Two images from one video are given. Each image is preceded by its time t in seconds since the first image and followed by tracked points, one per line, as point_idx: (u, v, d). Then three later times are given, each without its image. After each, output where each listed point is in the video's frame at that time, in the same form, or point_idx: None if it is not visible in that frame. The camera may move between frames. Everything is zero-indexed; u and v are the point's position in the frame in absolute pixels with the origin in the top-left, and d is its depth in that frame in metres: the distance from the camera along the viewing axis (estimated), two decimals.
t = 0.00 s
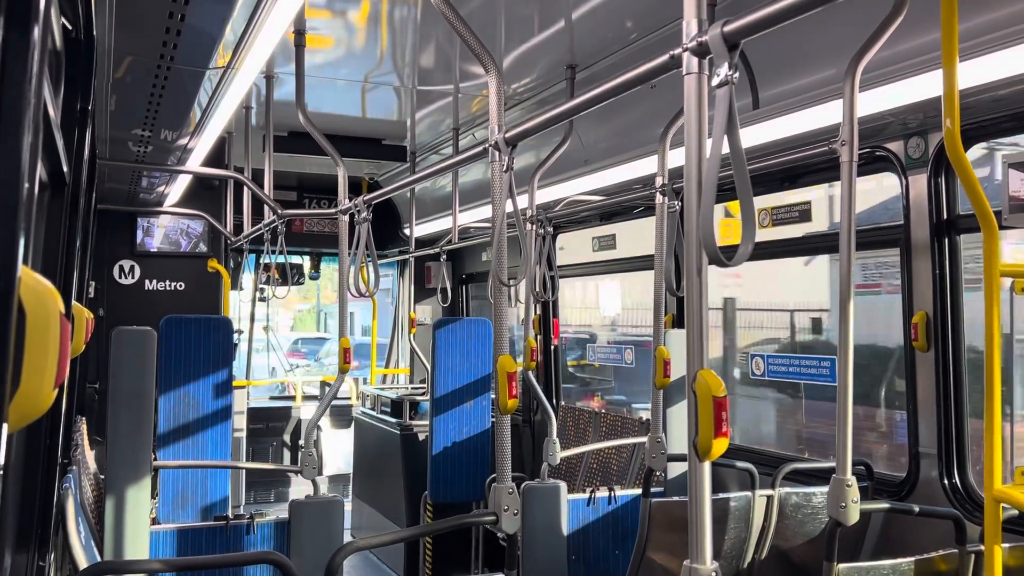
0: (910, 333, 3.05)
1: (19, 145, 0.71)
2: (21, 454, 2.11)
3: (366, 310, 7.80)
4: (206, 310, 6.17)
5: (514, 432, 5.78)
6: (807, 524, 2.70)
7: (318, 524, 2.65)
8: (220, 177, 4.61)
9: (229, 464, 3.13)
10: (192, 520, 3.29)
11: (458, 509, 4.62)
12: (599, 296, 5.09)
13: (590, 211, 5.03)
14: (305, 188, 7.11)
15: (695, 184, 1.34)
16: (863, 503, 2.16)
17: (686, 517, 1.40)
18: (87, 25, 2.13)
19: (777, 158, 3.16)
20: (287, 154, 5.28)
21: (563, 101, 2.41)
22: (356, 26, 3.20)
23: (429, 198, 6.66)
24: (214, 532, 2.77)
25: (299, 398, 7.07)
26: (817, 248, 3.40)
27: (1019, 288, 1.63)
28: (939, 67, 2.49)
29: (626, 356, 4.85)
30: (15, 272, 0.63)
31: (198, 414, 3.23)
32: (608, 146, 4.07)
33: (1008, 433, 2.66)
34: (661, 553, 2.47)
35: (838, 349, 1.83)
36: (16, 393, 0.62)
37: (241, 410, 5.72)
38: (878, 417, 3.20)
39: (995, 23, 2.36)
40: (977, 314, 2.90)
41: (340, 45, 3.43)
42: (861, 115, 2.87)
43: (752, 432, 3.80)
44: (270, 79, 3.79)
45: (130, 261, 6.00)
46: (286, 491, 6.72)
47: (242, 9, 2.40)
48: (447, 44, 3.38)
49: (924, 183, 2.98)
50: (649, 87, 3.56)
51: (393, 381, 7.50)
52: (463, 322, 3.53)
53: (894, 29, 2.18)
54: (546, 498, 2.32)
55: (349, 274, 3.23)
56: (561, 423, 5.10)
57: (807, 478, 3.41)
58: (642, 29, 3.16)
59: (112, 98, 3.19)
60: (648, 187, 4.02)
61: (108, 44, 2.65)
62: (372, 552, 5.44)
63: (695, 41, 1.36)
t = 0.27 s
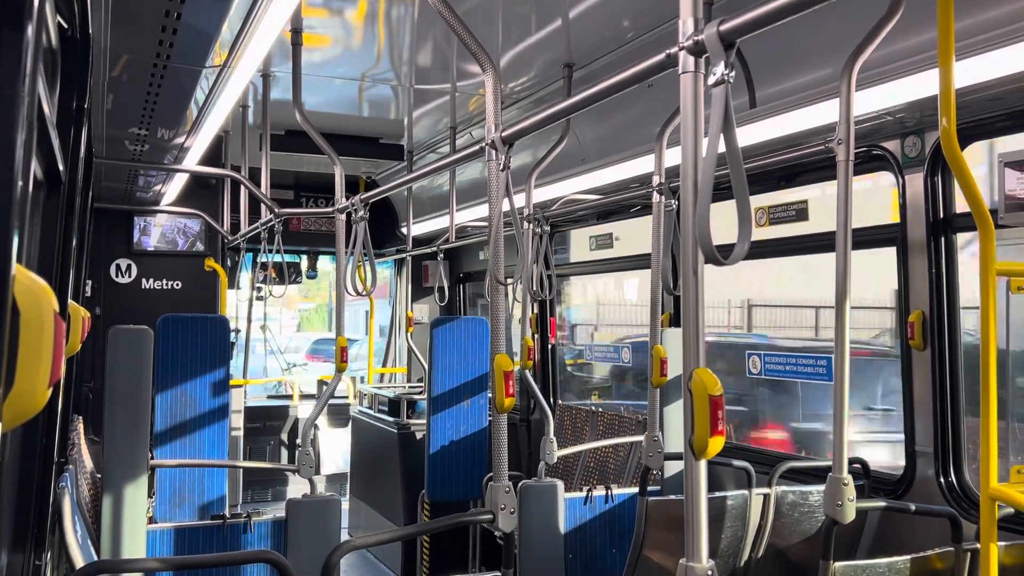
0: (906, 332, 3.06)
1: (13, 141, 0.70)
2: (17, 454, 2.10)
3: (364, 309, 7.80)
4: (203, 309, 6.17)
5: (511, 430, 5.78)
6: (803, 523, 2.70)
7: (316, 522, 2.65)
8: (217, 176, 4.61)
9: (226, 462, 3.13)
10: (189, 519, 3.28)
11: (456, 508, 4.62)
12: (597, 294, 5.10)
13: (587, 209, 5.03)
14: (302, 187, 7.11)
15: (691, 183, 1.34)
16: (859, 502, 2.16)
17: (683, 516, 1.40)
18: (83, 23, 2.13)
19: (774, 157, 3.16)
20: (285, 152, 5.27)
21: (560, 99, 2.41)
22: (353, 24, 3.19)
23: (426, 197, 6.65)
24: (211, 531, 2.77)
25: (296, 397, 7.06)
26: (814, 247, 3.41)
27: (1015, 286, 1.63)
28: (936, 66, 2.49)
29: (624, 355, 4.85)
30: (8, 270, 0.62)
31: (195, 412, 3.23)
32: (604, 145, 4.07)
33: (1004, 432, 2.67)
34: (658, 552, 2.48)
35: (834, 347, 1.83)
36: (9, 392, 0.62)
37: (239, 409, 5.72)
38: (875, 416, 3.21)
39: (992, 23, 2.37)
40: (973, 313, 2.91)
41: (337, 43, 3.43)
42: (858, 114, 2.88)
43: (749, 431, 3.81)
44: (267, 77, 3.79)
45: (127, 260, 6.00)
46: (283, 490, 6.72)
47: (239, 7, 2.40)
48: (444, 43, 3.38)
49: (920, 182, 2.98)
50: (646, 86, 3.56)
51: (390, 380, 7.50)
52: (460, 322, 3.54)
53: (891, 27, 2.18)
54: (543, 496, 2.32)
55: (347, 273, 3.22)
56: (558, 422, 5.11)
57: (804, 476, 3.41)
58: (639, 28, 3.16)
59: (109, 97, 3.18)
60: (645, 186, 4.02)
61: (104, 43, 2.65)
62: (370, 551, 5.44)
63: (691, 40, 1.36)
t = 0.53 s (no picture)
0: (905, 331, 3.06)
1: (12, 140, 0.70)
2: (15, 455, 2.10)
3: (362, 309, 7.79)
4: (201, 309, 6.16)
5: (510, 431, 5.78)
6: (802, 522, 2.71)
7: (315, 523, 2.64)
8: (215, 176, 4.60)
9: (225, 462, 3.13)
10: (187, 520, 3.28)
11: (455, 508, 4.62)
12: (595, 294, 5.09)
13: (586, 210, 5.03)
14: (300, 187, 7.10)
15: (690, 183, 1.34)
16: (859, 502, 2.16)
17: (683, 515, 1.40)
18: (80, 23, 2.12)
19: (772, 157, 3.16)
20: (283, 153, 5.27)
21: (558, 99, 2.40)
22: (351, 24, 3.19)
23: (425, 197, 6.65)
24: (210, 532, 2.77)
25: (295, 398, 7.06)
26: (812, 247, 3.41)
27: (1014, 285, 1.63)
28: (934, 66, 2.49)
29: (623, 355, 4.85)
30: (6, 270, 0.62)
31: (193, 413, 3.22)
32: (603, 145, 4.07)
33: (1003, 431, 2.67)
34: (657, 552, 2.48)
35: (833, 346, 1.83)
36: (8, 393, 0.61)
37: (237, 410, 5.71)
38: (874, 416, 3.21)
39: (990, 22, 2.37)
40: (971, 312, 2.91)
41: (335, 44, 3.43)
42: (856, 113, 2.88)
43: (747, 431, 3.81)
44: (265, 78, 3.78)
45: (125, 261, 5.99)
46: (282, 491, 6.71)
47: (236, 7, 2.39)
48: (442, 43, 3.38)
49: (919, 181, 2.99)
50: (644, 86, 3.57)
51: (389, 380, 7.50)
52: (459, 322, 3.53)
53: (889, 27, 2.18)
54: (542, 496, 2.32)
55: (344, 273, 3.21)
56: (557, 422, 5.10)
57: (802, 476, 3.41)
58: (637, 28, 3.16)
59: (106, 97, 3.18)
60: (643, 185, 4.02)
61: (101, 43, 2.65)
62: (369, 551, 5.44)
63: (689, 39, 1.36)
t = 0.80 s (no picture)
0: (904, 330, 3.06)
1: (13, 142, 0.70)
2: (15, 456, 2.10)
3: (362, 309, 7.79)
4: (200, 309, 6.16)
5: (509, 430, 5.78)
6: (802, 522, 2.71)
7: (315, 523, 2.64)
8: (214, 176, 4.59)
9: (224, 462, 3.13)
10: (187, 520, 3.28)
11: (455, 508, 4.63)
12: (595, 294, 5.09)
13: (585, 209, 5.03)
14: (300, 187, 7.10)
15: (689, 183, 1.34)
16: (858, 501, 2.16)
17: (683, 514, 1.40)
18: (79, 24, 2.12)
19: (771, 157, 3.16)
20: (282, 153, 5.27)
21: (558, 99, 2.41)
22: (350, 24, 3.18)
23: (424, 196, 6.65)
24: (210, 532, 2.77)
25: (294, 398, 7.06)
26: (811, 246, 3.41)
27: (1013, 284, 1.63)
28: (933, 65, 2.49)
29: (622, 355, 4.85)
30: (7, 271, 0.62)
31: (192, 413, 3.22)
32: (602, 145, 4.07)
33: (1002, 430, 2.67)
34: (657, 552, 2.48)
35: (833, 345, 1.83)
36: (9, 394, 0.62)
37: (237, 410, 5.71)
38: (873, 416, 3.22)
39: (988, 21, 2.37)
40: (970, 312, 2.91)
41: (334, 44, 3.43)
42: (855, 113, 2.88)
43: (747, 430, 3.81)
44: (264, 78, 3.78)
45: (125, 261, 5.99)
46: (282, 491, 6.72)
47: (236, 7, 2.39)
48: (441, 42, 3.38)
49: (918, 181, 2.99)
50: (644, 85, 3.57)
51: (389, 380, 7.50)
52: (459, 322, 3.52)
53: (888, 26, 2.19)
54: (542, 496, 2.32)
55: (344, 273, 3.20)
56: (556, 422, 5.10)
57: (802, 475, 3.42)
58: (636, 27, 3.16)
59: (106, 97, 3.18)
60: (642, 185, 4.02)
61: (100, 44, 2.65)
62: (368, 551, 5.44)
63: (688, 39, 1.36)
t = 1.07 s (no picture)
0: (905, 329, 3.06)
1: (13, 141, 0.69)
2: (16, 455, 2.10)
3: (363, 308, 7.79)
4: (201, 308, 6.16)
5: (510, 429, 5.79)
6: (803, 520, 2.71)
7: (316, 522, 2.64)
8: (215, 175, 4.59)
9: (224, 461, 3.13)
10: (188, 519, 3.28)
11: (456, 507, 4.63)
12: (595, 293, 5.09)
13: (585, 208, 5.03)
14: (300, 186, 7.09)
15: (691, 181, 1.34)
16: (859, 499, 2.16)
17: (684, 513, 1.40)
18: (80, 23, 2.12)
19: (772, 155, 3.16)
20: (282, 152, 5.26)
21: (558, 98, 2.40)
22: (351, 23, 3.18)
23: (424, 195, 6.65)
24: (211, 531, 2.77)
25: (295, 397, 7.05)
26: (812, 245, 3.41)
27: (1014, 283, 1.63)
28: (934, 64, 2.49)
29: (623, 354, 4.86)
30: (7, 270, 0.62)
31: (192, 412, 3.23)
32: (603, 144, 4.07)
33: (1003, 429, 2.67)
34: (657, 550, 2.48)
35: (834, 343, 1.83)
36: (10, 392, 0.61)
37: (237, 409, 5.71)
38: (873, 415, 3.22)
39: (989, 20, 2.38)
40: (971, 310, 2.91)
41: (335, 43, 3.43)
42: (856, 111, 2.88)
43: (748, 429, 3.81)
44: (264, 77, 3.78)
45: (125, 260, 5.99)
46: (282, 490, 6.72)
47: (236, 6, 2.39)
48: (442, 41, 3.37)
49: (919, 179, 2.99)
50: (644, 84, 3.56)
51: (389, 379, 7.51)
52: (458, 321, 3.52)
53: (889, 25, 2.18)
54: (542, 495, 2.32)
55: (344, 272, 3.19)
56: (557, 420, 5.11)
57: (803, 474, 3.42)
58: (637, 26, 3.16)
59: (106, 96, 3.17)
60: (643, 184, 4.02)
61: (101, 42, 2.64)
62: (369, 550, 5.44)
63: (690, 37, 1.36)
